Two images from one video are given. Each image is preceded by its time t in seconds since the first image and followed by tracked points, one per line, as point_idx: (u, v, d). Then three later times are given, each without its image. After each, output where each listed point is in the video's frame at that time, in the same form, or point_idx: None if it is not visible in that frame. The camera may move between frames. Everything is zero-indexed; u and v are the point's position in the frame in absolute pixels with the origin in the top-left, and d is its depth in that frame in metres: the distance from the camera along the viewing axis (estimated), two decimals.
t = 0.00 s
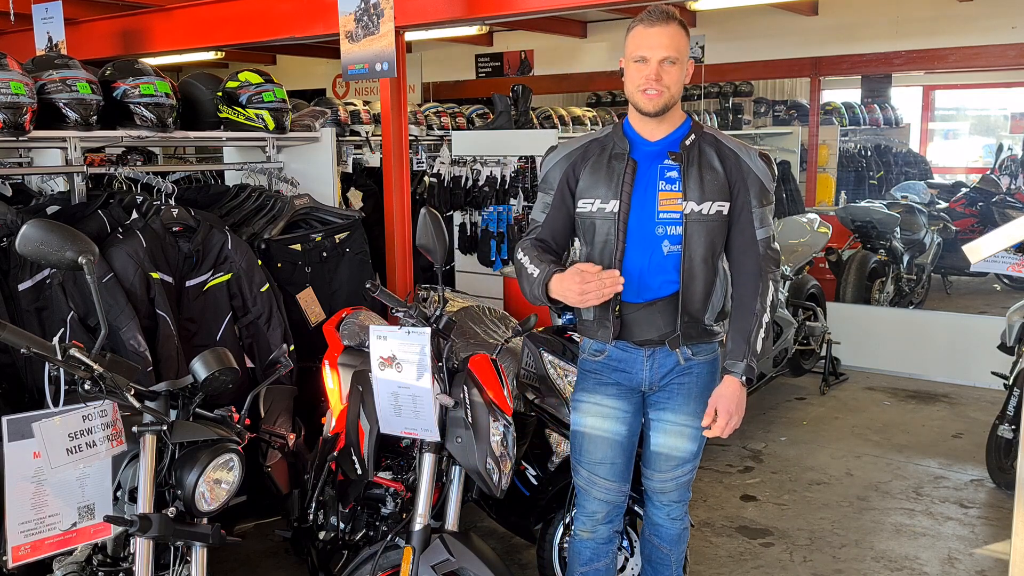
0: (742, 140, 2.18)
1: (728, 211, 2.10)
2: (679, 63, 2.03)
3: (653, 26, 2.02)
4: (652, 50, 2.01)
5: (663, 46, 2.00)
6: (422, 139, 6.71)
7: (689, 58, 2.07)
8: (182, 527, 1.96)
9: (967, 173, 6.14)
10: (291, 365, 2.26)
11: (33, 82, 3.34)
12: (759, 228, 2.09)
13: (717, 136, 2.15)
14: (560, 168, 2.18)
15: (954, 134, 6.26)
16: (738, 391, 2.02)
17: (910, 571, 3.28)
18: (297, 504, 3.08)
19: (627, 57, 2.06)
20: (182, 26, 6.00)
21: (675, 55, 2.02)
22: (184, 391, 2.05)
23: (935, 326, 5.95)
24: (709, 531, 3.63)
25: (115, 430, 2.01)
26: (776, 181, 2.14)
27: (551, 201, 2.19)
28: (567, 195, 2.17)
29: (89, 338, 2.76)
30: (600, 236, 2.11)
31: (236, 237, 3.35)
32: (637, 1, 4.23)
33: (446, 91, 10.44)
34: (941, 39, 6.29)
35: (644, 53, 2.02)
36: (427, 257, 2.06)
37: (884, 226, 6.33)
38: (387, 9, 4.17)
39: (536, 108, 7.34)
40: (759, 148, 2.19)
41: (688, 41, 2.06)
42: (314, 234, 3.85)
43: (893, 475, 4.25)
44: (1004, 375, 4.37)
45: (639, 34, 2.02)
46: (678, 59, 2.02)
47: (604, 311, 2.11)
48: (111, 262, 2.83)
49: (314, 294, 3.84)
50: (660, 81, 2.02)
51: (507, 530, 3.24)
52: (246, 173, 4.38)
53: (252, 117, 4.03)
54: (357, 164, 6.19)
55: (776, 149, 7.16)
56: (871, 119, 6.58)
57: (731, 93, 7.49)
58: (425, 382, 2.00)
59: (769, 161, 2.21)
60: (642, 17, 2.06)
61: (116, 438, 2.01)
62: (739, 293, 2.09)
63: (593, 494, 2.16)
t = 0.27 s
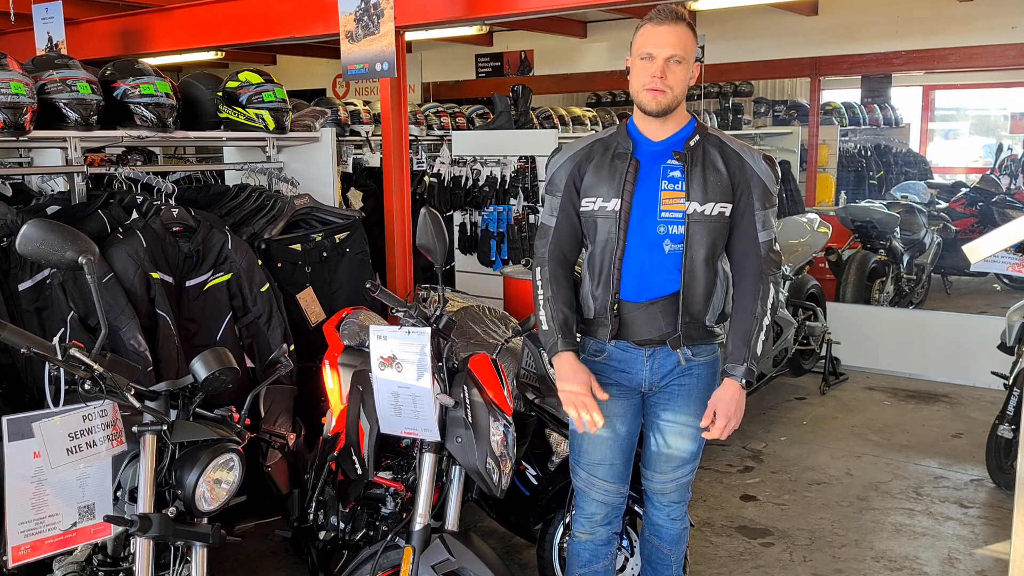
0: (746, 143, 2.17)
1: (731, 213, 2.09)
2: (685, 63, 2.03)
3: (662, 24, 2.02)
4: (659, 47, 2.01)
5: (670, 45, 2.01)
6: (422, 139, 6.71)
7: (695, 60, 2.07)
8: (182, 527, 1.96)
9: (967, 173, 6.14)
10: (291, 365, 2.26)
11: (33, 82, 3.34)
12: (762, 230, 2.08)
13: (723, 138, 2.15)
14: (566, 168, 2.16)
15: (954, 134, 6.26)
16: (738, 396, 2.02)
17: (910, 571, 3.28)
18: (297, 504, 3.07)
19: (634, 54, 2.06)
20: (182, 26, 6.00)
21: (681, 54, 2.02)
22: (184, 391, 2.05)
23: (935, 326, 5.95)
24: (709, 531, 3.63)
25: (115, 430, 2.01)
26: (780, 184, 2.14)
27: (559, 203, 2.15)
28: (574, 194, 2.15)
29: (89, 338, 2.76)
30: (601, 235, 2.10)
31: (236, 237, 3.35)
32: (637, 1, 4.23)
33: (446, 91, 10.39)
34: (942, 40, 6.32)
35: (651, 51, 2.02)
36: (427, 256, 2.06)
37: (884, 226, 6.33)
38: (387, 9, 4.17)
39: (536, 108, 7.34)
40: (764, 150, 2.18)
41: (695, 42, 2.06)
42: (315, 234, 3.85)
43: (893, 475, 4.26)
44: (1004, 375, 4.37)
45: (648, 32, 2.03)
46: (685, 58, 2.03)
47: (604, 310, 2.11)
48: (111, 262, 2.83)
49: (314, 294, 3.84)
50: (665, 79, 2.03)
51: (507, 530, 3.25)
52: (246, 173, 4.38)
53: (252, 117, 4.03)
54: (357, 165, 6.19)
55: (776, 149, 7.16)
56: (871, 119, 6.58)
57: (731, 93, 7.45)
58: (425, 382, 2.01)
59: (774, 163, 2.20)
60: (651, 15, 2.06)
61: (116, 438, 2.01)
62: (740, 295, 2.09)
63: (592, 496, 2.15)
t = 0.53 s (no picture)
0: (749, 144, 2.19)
1: (737, 214, 2.11)
2: (690, 61, 2.04)
3: (665, 24, 2.04)
4: (663, 47, 2.02)
5: (675, 44, 2.02)
6: (422, 139, 6.71)
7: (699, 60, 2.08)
8: (182, 527, 1.96)
9: (967, 173, 6.14)
10: (291, 365, 2.26)
11: (33, 82, 3.34)
12: (768, 231, 2.11)
13: (725, 139, 2.16)
14: (567, 169, 2.17)
15: (954, 134, 6.26)
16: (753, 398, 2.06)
17: (910, 571, 3.28)
18: (297, 503, 3.08)
19: (639, 55, 2.07)
20: (182, 26, 6.00)
21: (685, 53, 2.03)
22: (184, 391, 2.05)
23: (935, 326, 5.95)
24: (709, 531, 3.63)
25: (115, 430, 2.01)
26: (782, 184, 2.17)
27: (558, 204, 2.17)
28: (573, 199, 2.16)
29: (89, 338, 2.76)
30: (601, 238, 2.10)
31: (236, 237, 3.35)
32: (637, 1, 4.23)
33: (446, 91, 10.41)
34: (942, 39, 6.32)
35: (656, 50, 2.03)
36: (427, 257, 2.06)
37: (884, 226, 6.34)
38: (387, 9, 4.17)
39: (536, 108, 7.34)
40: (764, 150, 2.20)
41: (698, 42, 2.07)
42: (315, 234, 3.85)
43: (893, 475, 4.25)
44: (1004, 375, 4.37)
45: (651, 32, 2.04)
46: (690, 57, 2.04)
47: (603, 312, 2.11)
48: (111, 262, 2.83)
49: (314, 294, 3.84)
50: (671, 78, 2.02)
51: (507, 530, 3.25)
52: (246, 173, 4.38)
53: (252, 117, 4.03)
54: (357, 165, 6.18)
55: (776, 149, 7.15)
56: (871, 119, 6.57)
57: (731, 93, 7.40)
58: (425, 382, 2.01)
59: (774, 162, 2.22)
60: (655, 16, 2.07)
61: (116, 438, 2.01)
62: (750, 295, 2.12)
63: (594, 499, 2.15)
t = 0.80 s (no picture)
0: (751, 147, 2.18)
1: (737, 216, 2.10)
2: (685, 58, 2.03)
3: (659, 23, 2.04)
4: (657, 45, 2.02)
5: (668, 41, 2.02)
6: (422, 139, 6.71)
7: (695, 56, 2.08)
8: (182, 527, 1.96)
9: (967, 173, 6.14)
10: (291, 365, 2.26)
11: (33, 82, 3.34)
12: (769, 233, 2.10)
13: (727, 140, 2.15)
14: (569, 169, 2.18)
15: (955, 134, 6.26)
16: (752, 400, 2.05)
17: (910, 571, 3.28)
18: (297, 503, 3.07)
19: (634, 56, 2.07)
20: (182, 26, 6.00)
21: (679, 49, 2.03)
22: (184, 391, 2.05)
23: (935, 326, 5.95)
24: (709, 531, 3.63)
25: (115, 430, 2.01)
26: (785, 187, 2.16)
27: (560, 205, 2.17)
28: (575, 198, 2.16)
29: (89, 338, 2.76)
30: (602, 237, 2.10)
31: (236, 237, 3.35)
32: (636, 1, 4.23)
33: (446, 91, 10.41)
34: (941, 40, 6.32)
35: (651, 49, 2.03)
36: (427, 257, 2.06)
37: (884, 226, 6.34)
38: (387, 9, 4.17)
39: (536, 108, 7.34)
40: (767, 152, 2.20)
41: (693, 39, 2.07)
42: (314, 234, 3.85)
43: (893, 475, 4.25)
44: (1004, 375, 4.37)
45: (646, 32, 2.05)
46: (684, 53, 2.03)
47: (604, 311, 2.10)
48: (111, 262, 2.83)
49: (314, 294, 3.84)
50: (668, 76, 2.02)
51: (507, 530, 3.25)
52: (246, 173, 4.38)
53: (252, 117, 4.03)
54: (357, 165, 6.18)
55: (776, 149, 7.15)
56: (871, 119, 6.57)
57: (731, 93, 7.41)
58: (425, 382, 2.01)
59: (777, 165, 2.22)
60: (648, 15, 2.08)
61: (116, 438, 2.01)
62: (749, 298, 2.11)
63: (593, 500, 2.15)
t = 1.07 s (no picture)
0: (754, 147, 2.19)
1: (739, 216, 2.10)
2: (660, 60, 2.01)
3: (634, 30, 2.04)
4: (630, 53, 2.03)
5: (640, 48, 2.01)
6: (422, 139, 6.71)
7: (681, 53, 2.04)
8: (182, 527, 1.96)
9: (967, 173, 6.15)
10: (291, 365, 2.26)
11: (33, 82, 3.34)
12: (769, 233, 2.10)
13: (728, 140, 2.15)
14: (572, 167, 2.15)
15: (955, 134, 6.26)
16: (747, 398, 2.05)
17: (910, 571, 3.28)
18: (297, 503, 3.07)
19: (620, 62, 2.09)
20: (182, 26, 6.00)
21: (653, 54, 2.01)
22: (184, 391, 2.05)
23: (935, 326, 5.95)
24: (709, 531, 3.63)
25: (115, 430, 2.01)
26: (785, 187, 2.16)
27: (563, 203, 2.14)
28: (579, 195, 2.13)
29: (89, 338, 2.76)
30: (606, 236, 2.08)
31: (236, 237, 3.35)
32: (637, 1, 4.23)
33: (447, 90, 10.48)
34: (941, 40, 6.32)
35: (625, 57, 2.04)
36: (427, 256, 2.06)
37: (884, 226, 6.33)
38: (387, 9, 4.17)
39: (536, 108, 7.34)
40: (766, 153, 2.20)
41: (676, 37, 2.03)
42: (314, 234, 3.85)
43: (893, 475, 4.25)
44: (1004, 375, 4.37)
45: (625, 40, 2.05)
46: (659, 57, 2.01)
47: (607, 311, 2.10)
48: (111, 262, 2.83)
49: (314, 294, 3.84)
50: (641, 83, 2.03)
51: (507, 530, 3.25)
52: (246, 174, 4.38)
53: (252, 117, 4.03)
54: (357, 165, 6.18)
55: (776, 149, 7.15)
56: (871, 119, 6.57)
57: (731, 93, 7.47)
58: (425, 382, 2.01)
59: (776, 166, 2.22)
60: (632, 20, 2.08)
61: (116, 438, 2.01)
62: (750, 298, 2.11)
63: (593, 500, 2.15)
